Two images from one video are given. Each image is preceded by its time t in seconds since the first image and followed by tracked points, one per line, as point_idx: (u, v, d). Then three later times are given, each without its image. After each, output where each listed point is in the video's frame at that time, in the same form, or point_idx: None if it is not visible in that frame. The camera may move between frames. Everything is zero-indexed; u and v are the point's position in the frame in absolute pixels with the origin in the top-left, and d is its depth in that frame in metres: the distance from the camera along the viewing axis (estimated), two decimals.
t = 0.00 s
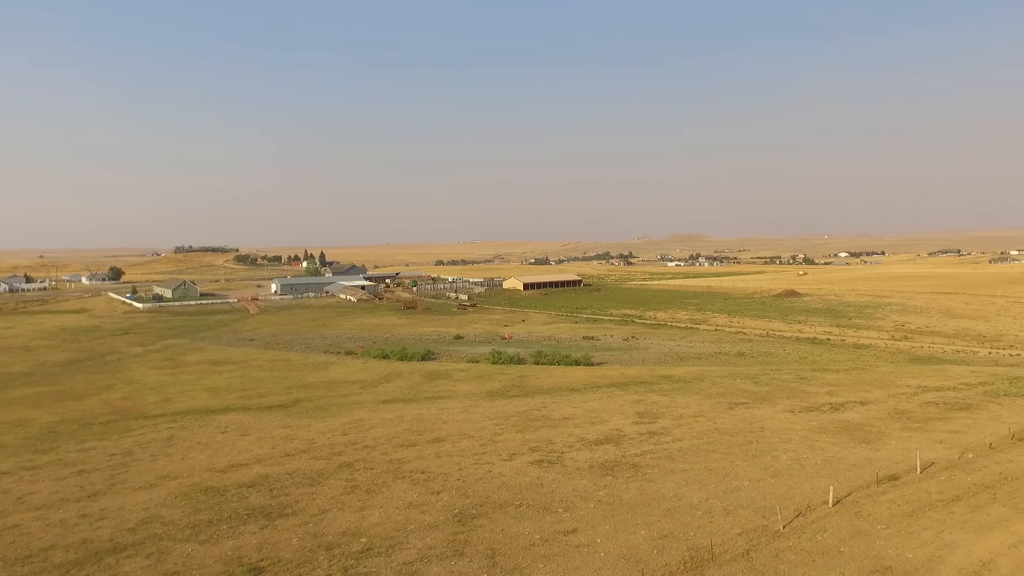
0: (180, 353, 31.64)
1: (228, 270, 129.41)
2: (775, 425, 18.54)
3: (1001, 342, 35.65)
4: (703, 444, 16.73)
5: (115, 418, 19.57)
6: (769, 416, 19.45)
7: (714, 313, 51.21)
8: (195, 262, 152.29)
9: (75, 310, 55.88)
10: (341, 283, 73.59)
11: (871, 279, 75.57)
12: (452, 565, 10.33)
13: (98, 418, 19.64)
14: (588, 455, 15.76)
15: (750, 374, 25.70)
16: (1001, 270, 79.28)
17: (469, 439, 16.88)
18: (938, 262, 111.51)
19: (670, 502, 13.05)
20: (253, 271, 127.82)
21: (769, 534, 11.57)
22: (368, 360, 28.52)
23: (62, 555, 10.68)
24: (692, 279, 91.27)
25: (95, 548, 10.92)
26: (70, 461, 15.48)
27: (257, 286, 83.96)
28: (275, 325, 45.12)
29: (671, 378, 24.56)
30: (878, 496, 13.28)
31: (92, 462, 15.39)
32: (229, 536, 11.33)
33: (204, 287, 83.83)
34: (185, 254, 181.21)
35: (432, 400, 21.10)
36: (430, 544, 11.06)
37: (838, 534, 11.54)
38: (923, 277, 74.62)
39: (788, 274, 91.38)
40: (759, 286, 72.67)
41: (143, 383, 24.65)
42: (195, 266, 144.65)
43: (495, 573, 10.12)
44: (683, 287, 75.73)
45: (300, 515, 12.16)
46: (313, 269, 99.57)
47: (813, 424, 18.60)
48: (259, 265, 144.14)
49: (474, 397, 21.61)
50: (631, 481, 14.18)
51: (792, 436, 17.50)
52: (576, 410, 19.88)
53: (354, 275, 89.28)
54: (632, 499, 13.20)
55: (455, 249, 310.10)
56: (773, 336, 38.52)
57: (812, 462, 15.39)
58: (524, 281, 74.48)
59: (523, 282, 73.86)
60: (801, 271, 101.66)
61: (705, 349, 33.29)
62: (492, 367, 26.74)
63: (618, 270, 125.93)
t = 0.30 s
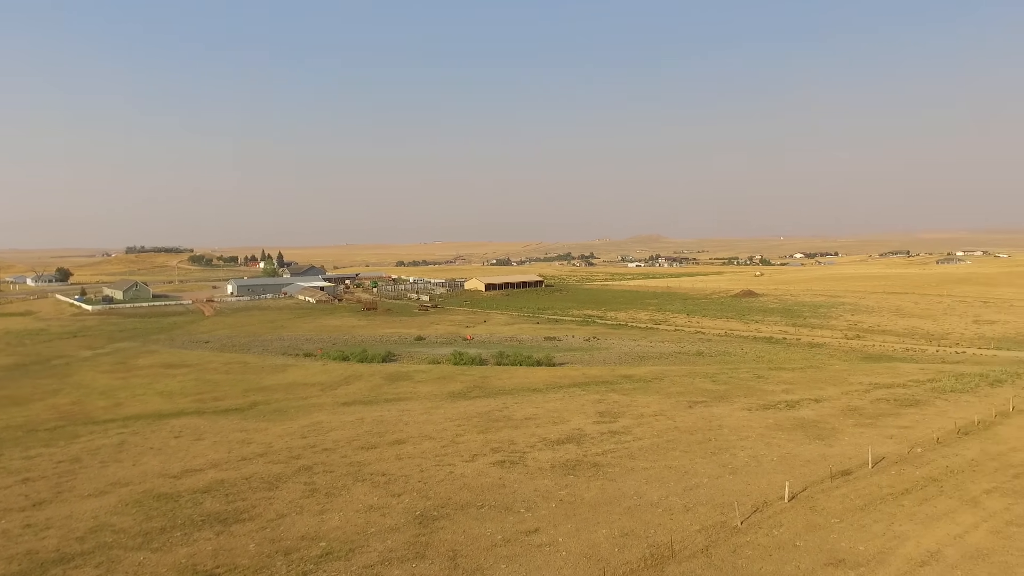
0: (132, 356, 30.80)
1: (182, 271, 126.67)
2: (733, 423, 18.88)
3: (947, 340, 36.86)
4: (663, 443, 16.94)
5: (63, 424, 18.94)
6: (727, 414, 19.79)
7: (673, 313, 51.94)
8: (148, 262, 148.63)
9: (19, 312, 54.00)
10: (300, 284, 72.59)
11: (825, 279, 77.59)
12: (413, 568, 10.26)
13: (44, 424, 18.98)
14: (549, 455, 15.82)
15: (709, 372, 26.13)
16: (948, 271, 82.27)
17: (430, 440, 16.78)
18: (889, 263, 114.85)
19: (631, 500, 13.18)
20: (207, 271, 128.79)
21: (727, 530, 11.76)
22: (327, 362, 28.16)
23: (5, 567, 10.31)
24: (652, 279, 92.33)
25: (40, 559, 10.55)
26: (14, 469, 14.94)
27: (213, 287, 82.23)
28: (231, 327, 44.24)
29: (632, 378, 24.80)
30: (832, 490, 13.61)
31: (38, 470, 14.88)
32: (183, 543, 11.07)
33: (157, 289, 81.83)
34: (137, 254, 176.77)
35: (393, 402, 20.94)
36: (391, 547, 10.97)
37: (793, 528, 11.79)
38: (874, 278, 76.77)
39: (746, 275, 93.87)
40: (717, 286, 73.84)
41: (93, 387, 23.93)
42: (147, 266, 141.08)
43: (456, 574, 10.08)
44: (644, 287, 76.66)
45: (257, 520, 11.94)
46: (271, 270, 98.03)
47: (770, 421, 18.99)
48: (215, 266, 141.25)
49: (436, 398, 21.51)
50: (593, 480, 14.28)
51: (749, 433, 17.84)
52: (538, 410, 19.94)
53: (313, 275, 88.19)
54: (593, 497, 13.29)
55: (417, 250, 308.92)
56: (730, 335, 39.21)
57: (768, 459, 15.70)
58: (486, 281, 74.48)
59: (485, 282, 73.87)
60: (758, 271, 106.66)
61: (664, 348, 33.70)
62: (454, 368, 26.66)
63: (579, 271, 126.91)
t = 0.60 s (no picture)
0: (81, 360, 29.87)
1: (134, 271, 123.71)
2: (692, 421, 19.16)
3: (898, 338, 37.93)
4: (624, 441, 17.10)
5: (7, 430, 18.28)
6: (687, 412, 20.06)
7: (634, 313, 52.48)
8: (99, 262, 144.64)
9: None
10: (257, 285, 71.36)
11: (782, 279, 79.25)
12: (374, 571, 10.17)
13: None
14: (512, 455, 15.84)
15: (669, 372, 26.47)
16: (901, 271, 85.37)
17: (391, 442, 16.65)
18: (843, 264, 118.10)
19: (593, 499, 13.28)
20: (162, 271, 126.83)
21: (687, 527, 11.93)
22: (286, 364, 27.72)
23: None
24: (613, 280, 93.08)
25: None
26: None
27: (167, 288, 80.27)
28: (185, 329, 43.21)
29: (593, 378, 24.96)
30: (788, 486, 13.91)
31: None
32: (136, 551, 10.78)
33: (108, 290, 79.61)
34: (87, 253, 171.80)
35: (353, 404, 20.72)
36: (352, 551, 10.85)
37: (751, 524, 12.02)
38: (828, 278, 78.64)
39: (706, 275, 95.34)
40: (678, 286, 74.81)
41: (39, 392, 23.14)
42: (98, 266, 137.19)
43: None
44: (605, 288, 77.36)
45: (213, 526, 11.70)
46: (228, 270, 96.17)
47: (728, 419, 19.32)
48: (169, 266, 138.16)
49: (397, 399, 21.35)
50: (555, 480, 14.34)
51: (708, 431, 18.12)
52: (501, 411, 19.95)
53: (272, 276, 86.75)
54: (555, 497, 13.35)
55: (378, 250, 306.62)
56: (690, 334, 39.78)
57: (727, 456, 15.96)
58: (448, 282, 74.25)
59: (447, 283, 73.67)
60: (719, 271, 110.64)
61: (626, 348, 34.01)
62: (416, 369, 26.50)
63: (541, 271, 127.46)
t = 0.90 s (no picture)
0: (24, 364, 28.80)
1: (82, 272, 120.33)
2: (651, 419, 19.40)
3: (849, 337, 38.99)
4: (584, 440, 17.23)
5: None
6: (646, 411, 20.30)
7: (595, 313, 52.91)
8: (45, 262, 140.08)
9: None
10: (211, 286, 69.91)
11: (738, 280, 80.76)
12: None
13: None
14: (472, 456, 15.80)
15: (629, 371, 26.74)
16: (854, 271, 88.15)
17: (350, 445, 16.47)
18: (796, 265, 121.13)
19: (553, 498, 13.34)
20: (111, 271, 125.60)
21: (646, 524, 12.07)
22: (241, 367, 27.16)
23: None
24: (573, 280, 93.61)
25: None
26: None
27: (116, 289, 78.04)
28: (137, 331, 42.03)
29: (554, 378, 25.08)
30: (745, 482, 14.19)
31: None
32: (83, 561, 10.46)
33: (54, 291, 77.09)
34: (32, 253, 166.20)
35: (311, 406, 20.42)
36: (310, 555, 10.70)
37: (708, 520, 12.22)
38: (783, 278, 80.47)
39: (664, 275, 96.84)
40: (637, 287, 75.61)
41: None
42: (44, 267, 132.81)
43: None
44: (566, 288, 77.93)
45: (164, 534, 11.41)
46: (181, 270, 94.14)
47: (686, 417, 19.61)
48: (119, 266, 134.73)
49: (356, 401, 21.13)
50: (516, 480, 14.36)
51: (666, 429, 18.37)
52: (461, 411, 19.90)
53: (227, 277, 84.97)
54: (516, 497, 13.37)
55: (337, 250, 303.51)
56: (649, 334, 40.26)
57: (685, 454, 16.20)
58: (409, 283, 73.81)
59: (408, 283, 73.26)
60: (677, 271, 114.32)
61: (586, 348, 34.25)
62: (376, 370, 26.27)
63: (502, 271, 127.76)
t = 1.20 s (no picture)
0: None
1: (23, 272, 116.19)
2: (610, 418, 19.58)
3: (801, 335, 39.99)
4: (544, 440, 17.29)
5: None
6: (605, 410, 20.48)
7: (554, 314, 53.18)
8: None
9: None
10: (161, 287, 68.11)
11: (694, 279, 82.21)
12: None
13: None
14: (432, 457, 15.72)
15: (588, 370, 26.93)
16: (807, 271, 90.86)
17: (306, 448, 16.22)
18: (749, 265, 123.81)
19: (513, 498, 13.36)
20: (54, 271, 123.13)
21: (605, 522, 12.17)
22: (193, 369, 26.50)
23: None
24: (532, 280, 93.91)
25: None
26: None
27: (60, 291, 75.38)
28: (82, 334, 40.65)
29: (514, 378, 25.11)
30: (701, 479, 14.42)
31: None
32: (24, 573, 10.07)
33: None
34: None
35: (266, 409, 20.04)
36: (265, 561, 10.51)
37: (666, 516, 12.38)
38: (737, 278, 82.13)
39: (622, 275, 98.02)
40: (595, 287, 76.24)
41: None
42: None
43: None
44: (525, 288, 78.22)
45: (112, 542, 11.07)
46: (129, 270, 91.52)
47: (644, 416, 19.83)
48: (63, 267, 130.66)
49: (313, 403, 20.82)
50: (475, 480, 14.34)
51: (624, 428, 18.57)
52: (420, 413, 19.77)
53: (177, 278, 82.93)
54: (476, 497, 13.35)
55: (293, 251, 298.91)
56: (607, 334, 40.62)
57: (643, 452, 16.39)
58: (366, 283, 73.08)
59: (365, 284, 72.54)
60: (634, 271, 117.57)
61: (545, 348, 34.38)
62: (333, 372, 25.92)
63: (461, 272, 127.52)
